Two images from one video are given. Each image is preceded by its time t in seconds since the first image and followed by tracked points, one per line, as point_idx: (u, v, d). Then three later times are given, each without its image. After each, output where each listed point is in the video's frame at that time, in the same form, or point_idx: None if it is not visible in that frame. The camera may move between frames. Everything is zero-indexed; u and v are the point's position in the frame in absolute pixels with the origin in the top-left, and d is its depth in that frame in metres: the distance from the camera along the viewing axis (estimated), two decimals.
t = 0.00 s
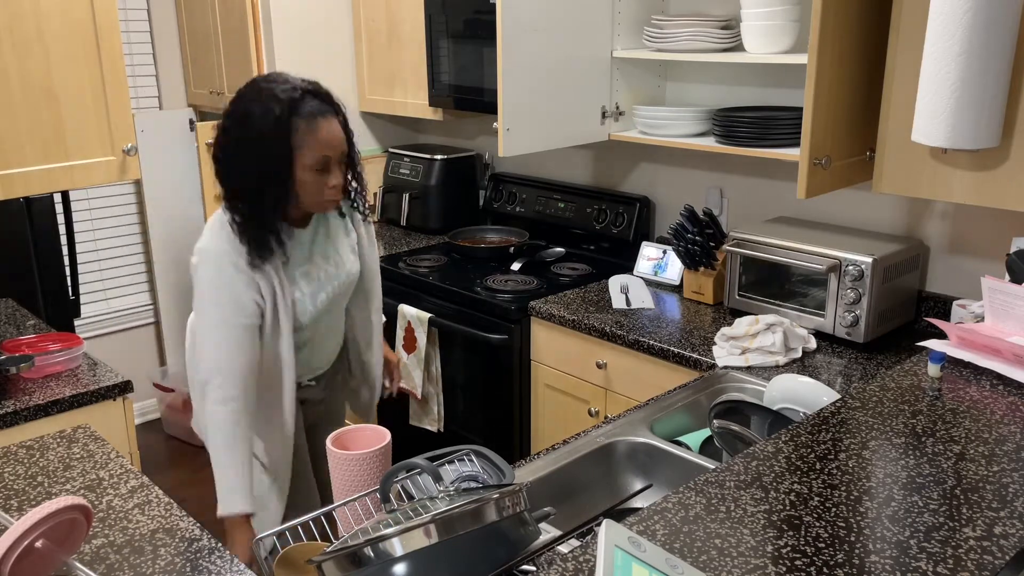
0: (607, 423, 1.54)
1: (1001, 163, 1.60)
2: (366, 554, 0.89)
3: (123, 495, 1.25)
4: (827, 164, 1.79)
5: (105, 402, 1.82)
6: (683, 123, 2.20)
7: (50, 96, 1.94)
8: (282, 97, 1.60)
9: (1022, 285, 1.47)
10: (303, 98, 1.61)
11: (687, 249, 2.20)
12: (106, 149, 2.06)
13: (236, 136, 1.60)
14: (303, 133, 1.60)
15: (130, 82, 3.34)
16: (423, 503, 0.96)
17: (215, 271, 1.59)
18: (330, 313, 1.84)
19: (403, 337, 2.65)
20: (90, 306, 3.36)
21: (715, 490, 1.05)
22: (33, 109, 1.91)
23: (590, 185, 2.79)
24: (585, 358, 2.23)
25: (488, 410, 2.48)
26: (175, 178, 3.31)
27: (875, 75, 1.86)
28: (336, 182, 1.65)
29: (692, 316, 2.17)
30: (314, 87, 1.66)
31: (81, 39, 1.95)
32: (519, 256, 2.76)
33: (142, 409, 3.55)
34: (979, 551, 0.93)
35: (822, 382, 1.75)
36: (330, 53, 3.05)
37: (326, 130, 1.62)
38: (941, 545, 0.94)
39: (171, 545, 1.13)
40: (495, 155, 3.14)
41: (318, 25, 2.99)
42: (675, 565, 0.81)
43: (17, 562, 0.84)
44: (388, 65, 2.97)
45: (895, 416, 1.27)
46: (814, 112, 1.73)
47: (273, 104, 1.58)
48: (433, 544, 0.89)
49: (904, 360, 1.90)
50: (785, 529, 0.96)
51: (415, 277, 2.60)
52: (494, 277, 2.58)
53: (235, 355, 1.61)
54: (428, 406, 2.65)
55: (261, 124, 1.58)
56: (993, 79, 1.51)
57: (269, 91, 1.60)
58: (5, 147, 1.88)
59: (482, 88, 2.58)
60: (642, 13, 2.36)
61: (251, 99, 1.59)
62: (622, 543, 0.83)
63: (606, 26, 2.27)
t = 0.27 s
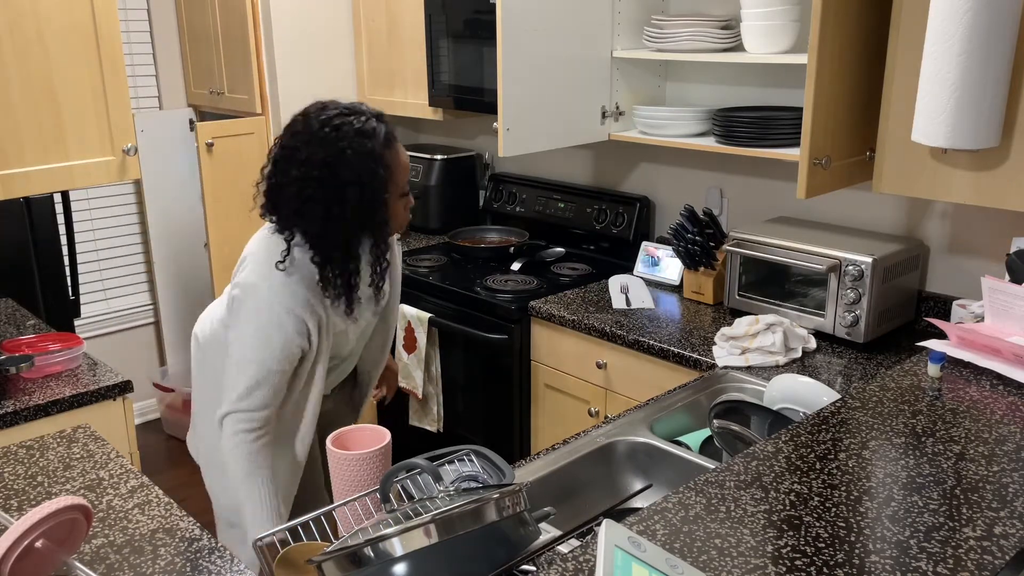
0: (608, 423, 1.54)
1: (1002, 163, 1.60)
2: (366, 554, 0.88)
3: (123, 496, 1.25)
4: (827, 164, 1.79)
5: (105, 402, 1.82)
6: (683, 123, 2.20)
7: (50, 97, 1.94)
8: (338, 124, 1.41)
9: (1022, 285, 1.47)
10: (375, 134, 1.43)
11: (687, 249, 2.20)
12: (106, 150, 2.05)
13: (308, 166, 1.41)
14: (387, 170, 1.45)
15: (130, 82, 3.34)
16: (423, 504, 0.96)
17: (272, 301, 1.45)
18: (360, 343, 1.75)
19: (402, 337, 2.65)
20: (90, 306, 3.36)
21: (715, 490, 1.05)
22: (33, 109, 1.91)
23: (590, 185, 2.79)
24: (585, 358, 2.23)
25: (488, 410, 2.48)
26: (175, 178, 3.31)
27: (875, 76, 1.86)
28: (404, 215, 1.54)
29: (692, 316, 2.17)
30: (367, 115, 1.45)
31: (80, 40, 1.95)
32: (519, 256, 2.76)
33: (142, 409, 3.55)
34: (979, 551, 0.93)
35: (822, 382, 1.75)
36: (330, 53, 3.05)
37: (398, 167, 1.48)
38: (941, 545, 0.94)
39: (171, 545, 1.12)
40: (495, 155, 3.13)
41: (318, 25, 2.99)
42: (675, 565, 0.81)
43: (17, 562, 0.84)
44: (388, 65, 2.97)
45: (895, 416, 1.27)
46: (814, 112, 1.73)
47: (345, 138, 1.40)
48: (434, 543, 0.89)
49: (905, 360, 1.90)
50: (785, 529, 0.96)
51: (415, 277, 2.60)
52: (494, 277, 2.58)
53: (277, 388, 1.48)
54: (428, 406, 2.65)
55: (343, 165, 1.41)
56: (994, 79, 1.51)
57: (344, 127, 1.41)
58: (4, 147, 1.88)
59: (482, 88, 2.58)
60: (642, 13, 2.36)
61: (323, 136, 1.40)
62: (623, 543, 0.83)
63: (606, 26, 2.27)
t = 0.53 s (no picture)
0: (607, 423, 1.54)
1: (1002, 163, 1.60)
2: (366, 554, 0.88)
3: (123, 496, 1.25)
4: (828, 164, 1.79)
5: (105, 402, 1.82)
6: (683, 123, 2.20)
7: (50, 97, 1.94)
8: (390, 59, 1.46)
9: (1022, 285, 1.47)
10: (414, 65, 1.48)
11: (687, 249, 2.20)
12: (106, 150, 2.06)
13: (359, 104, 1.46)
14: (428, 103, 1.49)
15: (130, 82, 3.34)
16: (423, 504, 0.95)
17: (312, 219, 1.47)
18: (414, 301, 1.72)
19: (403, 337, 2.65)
20: (90, 306, 3.36)
21: (715, 490, 1.05)
22: (33, 110, 1.91)
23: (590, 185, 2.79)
24: (585, 358, 2.23)
25: (488, 410, 2.48)
26: (176, 178, 3.31)
27: (875, 76, 1.86)
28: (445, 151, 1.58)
29: (692, 317, 2.17)
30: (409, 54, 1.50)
31: (80, 40, 1.96)
32: (519, 256, 2.76)
33: (142, 409, 3.55)
34: (979, 551, 0.93)
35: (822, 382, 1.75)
36: (331, 52, 3.05)
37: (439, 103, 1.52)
38: (940, 545, 0.94)
39: (171, 545, 1.12)
40: (495, 155, 3.13)
41: (318, 24, 2.99)
42: (675, 565, 0.81)
43: (17, 562, 0.84)
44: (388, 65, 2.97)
45: (895, 416, 1.27)
46: (814, 112, 1.73)
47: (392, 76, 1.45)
48: (433, 543, 0.89)
49: (905, 360, 1.90)
50: (785, 529, 0.96)
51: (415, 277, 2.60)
52: (495, 277, 2.58)
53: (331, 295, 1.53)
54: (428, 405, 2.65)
55: (386, 96, 1.45)
56: (994, 79, 1.51)
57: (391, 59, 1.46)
58: (4, 148, 1.88)
59: (482, 88, 2.58)
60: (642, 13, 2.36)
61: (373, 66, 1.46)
62: (622, 543, 0.83)
63: (606, 26, 2.27)
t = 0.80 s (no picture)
0: (608, 423, 1.54)
1: (1002, 163, 1.60)
2: (366, 554, 0.88)
3: (123, 495, 1.25)
4: (828, 164, 1.79)
5: (105, 402, 1.82)
6: (683, 123, 2.20)
7: (49, 97, 1.94)
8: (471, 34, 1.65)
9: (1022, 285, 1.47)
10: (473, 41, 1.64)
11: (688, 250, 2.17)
12: (105, 150, 2.06)
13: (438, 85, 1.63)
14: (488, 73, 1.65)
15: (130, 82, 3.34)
16: (422, 504, 0.95)
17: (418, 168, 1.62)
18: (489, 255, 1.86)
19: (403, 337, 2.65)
20: (90, 306, 3.36)
21: (715, 490, 1.05)
22: (33, 110, 1.92)
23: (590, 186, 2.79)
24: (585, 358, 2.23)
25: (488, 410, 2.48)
26: (176, 177, 3.32)
27: (875, 76, 1.86)
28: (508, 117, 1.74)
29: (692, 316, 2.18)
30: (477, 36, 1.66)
31: (80, 41, 1.96)
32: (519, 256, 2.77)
33: (142, 409, 3.55)
34: (979, 551, 0.93)
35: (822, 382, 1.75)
36: (331, 52, 3.05)
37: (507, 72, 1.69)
38: (940, 546, 0.94)
39: (170, 545, 1.12)
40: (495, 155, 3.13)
41: (319, 24, 2.99)
42: (675, 565, 0.80)
43: (18, 562, 0.84)
44: (388, 65, 2.96)
45: (895, 416, 1.27)
46: (814, 112, 1.73)
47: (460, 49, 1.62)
48: (434, 543, 0.89)
49: (905, 359, 1.90)
50: (785, 529, 0.96)
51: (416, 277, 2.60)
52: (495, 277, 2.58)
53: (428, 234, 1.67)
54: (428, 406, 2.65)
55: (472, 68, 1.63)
56: (993, 79, 1.51)
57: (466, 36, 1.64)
58: (4, 148, 1.88)
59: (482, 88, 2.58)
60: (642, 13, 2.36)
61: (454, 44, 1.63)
62: (622, 543, 0.83)
63: (606, 26, 2.27)
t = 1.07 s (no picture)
0: (608, 423, 1.54)
1: (1001, 163, 1.60)
2: (366, 554, 0.88)
3: (123, 495, 1.25)
4: (827, 164, 1.79)
5: (105, 402, 1.82)
6: (683, 123, 2.20)
7: (50, 97, 1.94)
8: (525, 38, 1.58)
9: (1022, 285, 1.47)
10: (518, 47, 1.56)
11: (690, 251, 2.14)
12: (105, 150, 2.06)
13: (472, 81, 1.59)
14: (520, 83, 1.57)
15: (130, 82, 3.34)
16: (422, 504, 0.95)
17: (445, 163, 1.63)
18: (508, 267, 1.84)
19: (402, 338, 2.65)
20: (90, 306, 3.36)
21: (715, 490, 1.05)
22: (33, 110, 1.92)
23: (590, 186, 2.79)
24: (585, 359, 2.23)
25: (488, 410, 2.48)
26: (176, 178, 3.32)
27: (875, 76, 1.86)
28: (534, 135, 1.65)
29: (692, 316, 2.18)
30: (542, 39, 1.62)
31: (79, 41, 1.96)
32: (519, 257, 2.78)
33: (142, 409, 3.55)
34: (979, 551, 0.93)
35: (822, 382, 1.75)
36: (331, 52, 3.05)
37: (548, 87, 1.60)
38: (940, 546, 0.94)
39: (170, 545, 1.12)
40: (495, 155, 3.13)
41: (319, 25, 2.99)
42: (675, 565, 0.80)
43: (18, 562, 0.84)
44: (388, 65, 2.96)
45: (895, 416, 1.27)
46: (814, 112, 1.73)
47: (505, 49, 1.55)
48: (433, 543, 0.89)
49: (905, 359, 1.90)
50: (785, 528, 0.96)
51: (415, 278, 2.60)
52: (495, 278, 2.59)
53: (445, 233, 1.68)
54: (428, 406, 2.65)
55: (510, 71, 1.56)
56: (993, 80, 1.51)
57: (516, 38, 1.57)
58: (3, 147, 1.88)
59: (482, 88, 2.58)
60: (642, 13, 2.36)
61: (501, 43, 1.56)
62: (622, 543, 0.83)
63: (606, 26, 2.27)
